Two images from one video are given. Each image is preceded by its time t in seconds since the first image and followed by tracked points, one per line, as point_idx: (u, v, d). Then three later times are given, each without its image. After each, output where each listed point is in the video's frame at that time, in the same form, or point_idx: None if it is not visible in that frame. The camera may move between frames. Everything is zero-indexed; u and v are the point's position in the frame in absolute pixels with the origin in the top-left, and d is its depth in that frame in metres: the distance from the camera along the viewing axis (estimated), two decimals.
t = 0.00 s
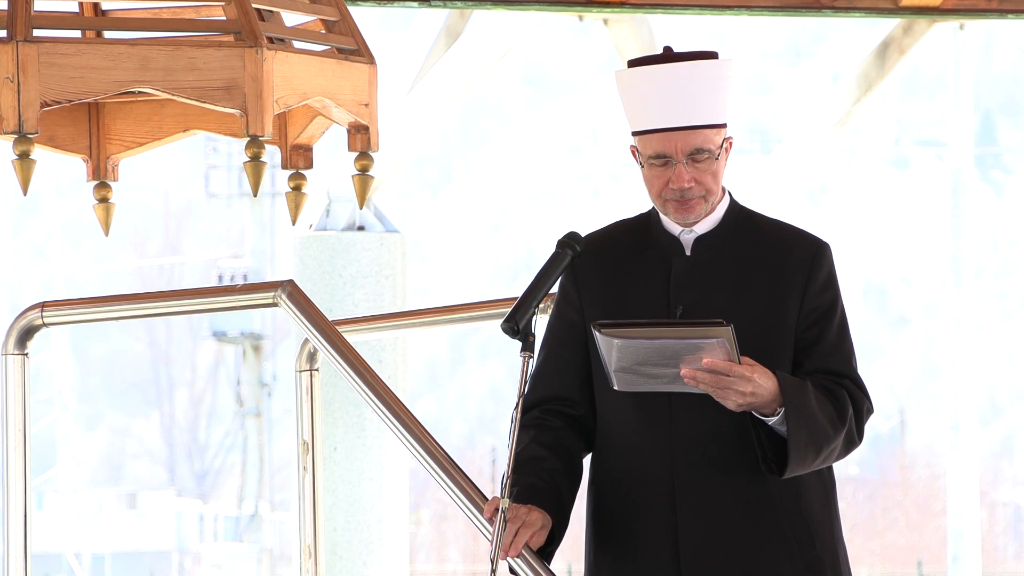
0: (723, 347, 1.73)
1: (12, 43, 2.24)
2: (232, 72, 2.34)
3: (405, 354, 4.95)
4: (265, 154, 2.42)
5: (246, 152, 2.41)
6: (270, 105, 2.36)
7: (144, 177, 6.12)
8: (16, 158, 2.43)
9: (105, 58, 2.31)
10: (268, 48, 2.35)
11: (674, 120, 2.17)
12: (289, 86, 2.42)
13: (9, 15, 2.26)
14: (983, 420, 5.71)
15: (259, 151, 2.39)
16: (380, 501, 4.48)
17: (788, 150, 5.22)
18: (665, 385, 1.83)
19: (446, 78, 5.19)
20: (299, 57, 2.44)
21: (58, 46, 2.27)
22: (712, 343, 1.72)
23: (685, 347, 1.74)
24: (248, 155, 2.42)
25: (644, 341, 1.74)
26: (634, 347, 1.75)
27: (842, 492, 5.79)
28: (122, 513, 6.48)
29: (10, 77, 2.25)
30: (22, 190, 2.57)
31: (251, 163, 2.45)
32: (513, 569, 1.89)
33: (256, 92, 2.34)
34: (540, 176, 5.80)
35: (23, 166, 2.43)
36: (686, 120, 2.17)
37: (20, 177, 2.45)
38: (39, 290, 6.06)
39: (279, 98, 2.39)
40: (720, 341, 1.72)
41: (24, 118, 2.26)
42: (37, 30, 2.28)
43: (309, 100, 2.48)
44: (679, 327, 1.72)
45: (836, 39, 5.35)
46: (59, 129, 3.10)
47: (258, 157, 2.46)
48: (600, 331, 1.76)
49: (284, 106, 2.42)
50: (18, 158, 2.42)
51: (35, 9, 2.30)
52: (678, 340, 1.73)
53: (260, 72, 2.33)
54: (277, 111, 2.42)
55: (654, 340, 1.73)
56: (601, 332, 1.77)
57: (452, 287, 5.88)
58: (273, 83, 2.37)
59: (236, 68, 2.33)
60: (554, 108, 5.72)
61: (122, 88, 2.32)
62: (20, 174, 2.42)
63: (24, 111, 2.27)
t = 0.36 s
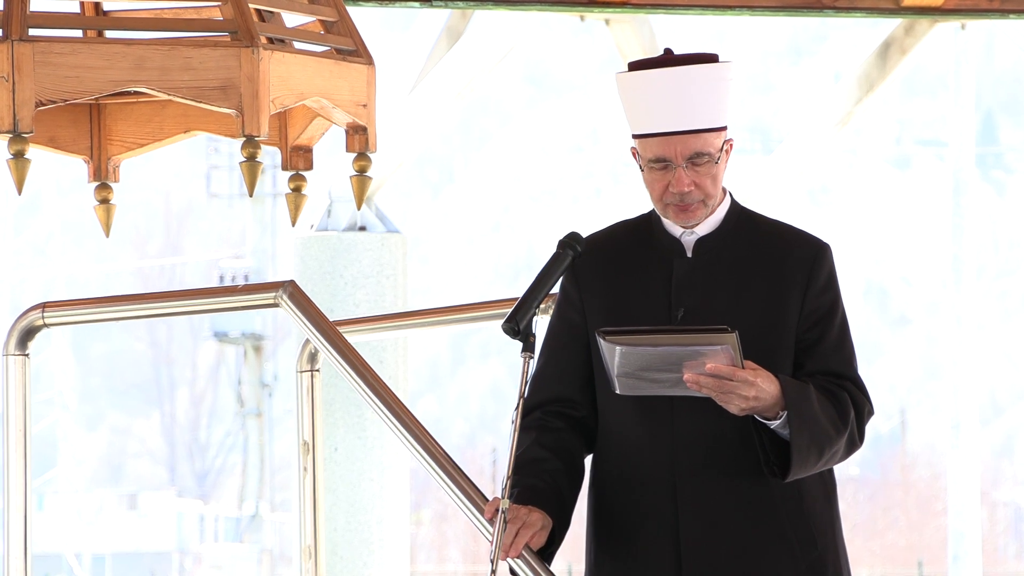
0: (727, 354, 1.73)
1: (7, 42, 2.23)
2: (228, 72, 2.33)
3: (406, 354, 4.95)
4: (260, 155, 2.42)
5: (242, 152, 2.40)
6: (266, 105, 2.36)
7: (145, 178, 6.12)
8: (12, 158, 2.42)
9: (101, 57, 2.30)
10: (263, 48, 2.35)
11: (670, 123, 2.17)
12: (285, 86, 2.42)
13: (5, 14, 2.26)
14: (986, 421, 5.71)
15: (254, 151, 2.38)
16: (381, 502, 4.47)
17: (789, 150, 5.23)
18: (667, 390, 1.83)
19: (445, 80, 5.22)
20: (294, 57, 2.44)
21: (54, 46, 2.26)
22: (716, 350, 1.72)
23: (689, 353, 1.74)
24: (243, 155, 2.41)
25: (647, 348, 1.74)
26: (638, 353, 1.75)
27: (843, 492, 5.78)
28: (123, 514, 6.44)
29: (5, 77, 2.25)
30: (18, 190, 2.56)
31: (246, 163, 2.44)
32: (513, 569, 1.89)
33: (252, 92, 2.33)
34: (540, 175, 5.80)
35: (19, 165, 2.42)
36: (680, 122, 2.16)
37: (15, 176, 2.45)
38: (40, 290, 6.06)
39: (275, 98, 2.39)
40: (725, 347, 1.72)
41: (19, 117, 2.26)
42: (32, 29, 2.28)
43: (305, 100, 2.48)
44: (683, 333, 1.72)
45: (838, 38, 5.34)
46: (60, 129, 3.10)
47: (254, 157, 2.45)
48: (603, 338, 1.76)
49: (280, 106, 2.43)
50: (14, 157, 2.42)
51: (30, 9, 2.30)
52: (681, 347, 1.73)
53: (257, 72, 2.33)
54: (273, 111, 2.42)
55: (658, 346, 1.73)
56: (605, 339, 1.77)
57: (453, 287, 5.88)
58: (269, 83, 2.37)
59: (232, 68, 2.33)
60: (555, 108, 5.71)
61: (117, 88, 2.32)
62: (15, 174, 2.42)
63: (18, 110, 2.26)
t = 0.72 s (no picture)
0: (727, 354, 1.73)
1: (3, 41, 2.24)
2: (223, 71, 2.34)
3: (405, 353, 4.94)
4: (257, 153, 2.42)
5: (239, 151, 2.41)
6: (262, 105, 2.36)
7: (144, 177, 6.11)
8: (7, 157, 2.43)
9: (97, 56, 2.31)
10: (260, 47, 2.35)
11: (670, 123, 2.17)
12: (282, 85, 2.42)
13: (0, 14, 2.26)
14: (984, 421, 5.73)
15: (250, 150, 2.39)
16: (380, 501, 4.48)
17: (787, 150, 5.24)
18: (665, 388, 1.83)
19: (445, 78, 5.22)
20: (292, 56, 2.44)
21: (49, 45, 2.27)
22: (717, 348, 1.72)
23: (689, 352, 1.74)
24: (239, 154, 2.42)
25: (648, 346, 1.74)
26: (638, 351, 1.75)
27: (842, 492, 5.78)
28: (122, 513, 6.44)
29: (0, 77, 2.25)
30: (13, 188, 2.57)
31: (243, 162, 2.45)
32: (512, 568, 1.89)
33: (248, 91, 2.34)
34: (539, 175, 5.80)
35: (14, 164, 2.42)
36: (679, 124, 2.16)
37: (11, 176, 2.45)
38: (38, 290, 6.06)
39: (272, 98, 2.39)
40: (725, 346, 1.72)
41: (14, 116, 2.26)
42: (27, 28, 2.29)
43: (302, 99, 2.48)
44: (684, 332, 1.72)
45: (836, 38, 5.35)
46: (58, 128, 3.10)
47: (250, 156, 2.46)
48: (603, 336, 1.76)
49: (277, 106, 2.42)
50: (9, 157, 2.42)
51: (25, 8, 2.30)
52: (682, 345, 1.73)
53: (252, 71, 2.33)
54: (270, 110, 2.42)
55: (658, 345, 1.73)
56: (606, 337, 1.77)
57: (453, 286, 5.86)
58: (266, 82, 2.37)
59: (228, 67, 2.33)
60: (554, 108, 5.72)
61: (113, 87, 2.32)
62: (11, 173, 2.42)
63: (14, 109, 2.26)
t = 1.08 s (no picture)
0: (727, 358, 1.73)
1: (6, 42, 2.24)
2: (226, 71, 2.34)
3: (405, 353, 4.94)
4: (259, 154, 2.42)
5: (241, 152, 2.41)
6: (265, 105, 2.36)
7: (145, 177, 6.12)
8: (10, 158, 2.43)
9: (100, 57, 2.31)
10: (262, 48, 2.36)
11: (671, 125, 2.16)
12: (284, 86, 2.42)
13: (4, 14, 2.26)
14: (984, 421, 5.73)
15: (253, 150, 2.39)
16: (380, 501, 4.48)
17: (787, 150, 5.35)
18: (666, 389, 1.83)
19: (444, 79, 5.30)
20: (294, 57, 2.45)
21: (53, 45, 2.27)
22: (716, 353, 1.72)
23: (689, 356, 1.73)
24: (242, 155, 2.42)
25: (648, 351, 1.74)
26: (638, 356, 1.75)
27: (842, 493, 5.77)
28: (122, 513, 6.41)
29: (4, 77, 2.25)
30: (16, 188, 2.57)
31: (246, 163, 2.45)
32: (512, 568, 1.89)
33: (251, 92, 2.34)
34: (539, 175, 5.80)
35: (17, 165, 2.42)
36: (680, 125, 2.16)
37: (14, 177, 2.45)
38: (38, 290, 6.06)
39: (274, 98, 2.40)
40: (725, 350, 1.72)
41: (17, 117, 2.27)
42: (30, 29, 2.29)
43: (304, 100, 2.49)
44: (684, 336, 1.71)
45: (836, 38, 5.34)
46: (59, 129, 3.10)
47: (253, 157, 2.46)
48: (602, 340, 1.76)
49: (279, 106, 2.43)
50: (12, 158, 2.42)
51: (29, 9, 2.30)
52: (682, 351, 1.72)
53: (255, 72, 2.33)
54: (272, 111, 2.42)
55: (658, 350, 1.73)
56: (604, 342, 1.76)
57: (453, 286, 5.86)
58: (268, 83, 2.38)
59: (231, 68, 2.33)
60: (554, 108, 5.72)
61: (116, 88, 2.32)
62: (15, 174, 2.42)
63: (17, 110, 2.27)
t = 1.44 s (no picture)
0: (727, 355, 1.73)
1: (12, 43, 2.23)
2: (232, 72, 2.34)
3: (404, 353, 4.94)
4: (264, 155, 2.43)
5: (246, 153, 2.41)
6: (270, 105, 2.36)
7: (145, 177, 6.12)
8: (16, 160, 2.42)
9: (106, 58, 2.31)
10: (267, 49, 2.36)
11: (671, 124, 2.16)
12: (289, 86, 2.42)
13: (9, 16, 2.26)
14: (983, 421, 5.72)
15: (258, 151, 2.39)
16: (380, 502, 4.48)
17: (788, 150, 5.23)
18: (666, 389, 1.83)
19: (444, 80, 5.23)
20: (299, 57, 2.44)
21: (59, 47, 2.27)
22: (715, 351, 1.72)
23: (689, 354, 1.73)
24: (247, 155, 2.42)
25: (648, 348, 1.74)
26: (638, 353, 1.75)
27: (842, 493, 5.77)
28: (122, 514, 6.45)
29: (9, 78, 2.25)
30: (21, 190, 2.57)
31: (250, 164, 2.45)
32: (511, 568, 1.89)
33: (256, 93, 2.34)
34: (539, 175, 5.80)
35: (23, 167, 2.42)
36: (680, 124, 2.16)
37: (20, 178, 2.45)
38: (38, 291, 6.05)
39: (279, 99, 2.39)
40: (724, 347, 1.71)
41: (24, 119, 2.26)
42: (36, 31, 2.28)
43: (309, 100, 2.49)
44: (683, 332, 1.71)
45: (836, 39, 5.35)
46: (59, 129, 3.10)
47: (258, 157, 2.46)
48: (602, 338, 1.76)
49: (284, 107, 2.43)
50: (17, 159, 2.42)
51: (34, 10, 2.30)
52: (682, 348, 1.72)
53: (260, 73, 2.34)
54: (277, 111, 2.42)
55: (658, 347, 1.73)
56: (604, 339, 1.76)
57: (453, 286, 5.86)
58: (273, 83, 2.37)
59: (236, 68, 2.33)
60: (554, 108, 5.72)
61: (122, 89, 2.32)
62: (20, 175, 2.42)
63: (23, 112, 2.27)
